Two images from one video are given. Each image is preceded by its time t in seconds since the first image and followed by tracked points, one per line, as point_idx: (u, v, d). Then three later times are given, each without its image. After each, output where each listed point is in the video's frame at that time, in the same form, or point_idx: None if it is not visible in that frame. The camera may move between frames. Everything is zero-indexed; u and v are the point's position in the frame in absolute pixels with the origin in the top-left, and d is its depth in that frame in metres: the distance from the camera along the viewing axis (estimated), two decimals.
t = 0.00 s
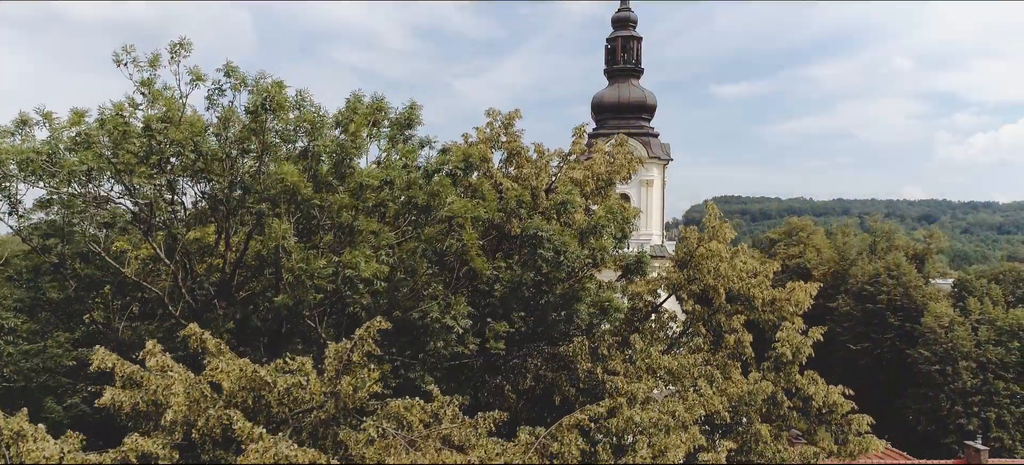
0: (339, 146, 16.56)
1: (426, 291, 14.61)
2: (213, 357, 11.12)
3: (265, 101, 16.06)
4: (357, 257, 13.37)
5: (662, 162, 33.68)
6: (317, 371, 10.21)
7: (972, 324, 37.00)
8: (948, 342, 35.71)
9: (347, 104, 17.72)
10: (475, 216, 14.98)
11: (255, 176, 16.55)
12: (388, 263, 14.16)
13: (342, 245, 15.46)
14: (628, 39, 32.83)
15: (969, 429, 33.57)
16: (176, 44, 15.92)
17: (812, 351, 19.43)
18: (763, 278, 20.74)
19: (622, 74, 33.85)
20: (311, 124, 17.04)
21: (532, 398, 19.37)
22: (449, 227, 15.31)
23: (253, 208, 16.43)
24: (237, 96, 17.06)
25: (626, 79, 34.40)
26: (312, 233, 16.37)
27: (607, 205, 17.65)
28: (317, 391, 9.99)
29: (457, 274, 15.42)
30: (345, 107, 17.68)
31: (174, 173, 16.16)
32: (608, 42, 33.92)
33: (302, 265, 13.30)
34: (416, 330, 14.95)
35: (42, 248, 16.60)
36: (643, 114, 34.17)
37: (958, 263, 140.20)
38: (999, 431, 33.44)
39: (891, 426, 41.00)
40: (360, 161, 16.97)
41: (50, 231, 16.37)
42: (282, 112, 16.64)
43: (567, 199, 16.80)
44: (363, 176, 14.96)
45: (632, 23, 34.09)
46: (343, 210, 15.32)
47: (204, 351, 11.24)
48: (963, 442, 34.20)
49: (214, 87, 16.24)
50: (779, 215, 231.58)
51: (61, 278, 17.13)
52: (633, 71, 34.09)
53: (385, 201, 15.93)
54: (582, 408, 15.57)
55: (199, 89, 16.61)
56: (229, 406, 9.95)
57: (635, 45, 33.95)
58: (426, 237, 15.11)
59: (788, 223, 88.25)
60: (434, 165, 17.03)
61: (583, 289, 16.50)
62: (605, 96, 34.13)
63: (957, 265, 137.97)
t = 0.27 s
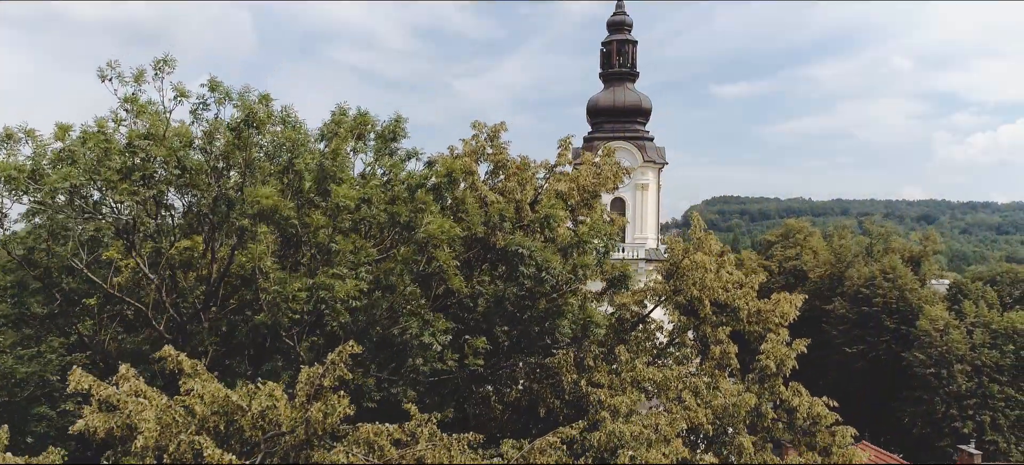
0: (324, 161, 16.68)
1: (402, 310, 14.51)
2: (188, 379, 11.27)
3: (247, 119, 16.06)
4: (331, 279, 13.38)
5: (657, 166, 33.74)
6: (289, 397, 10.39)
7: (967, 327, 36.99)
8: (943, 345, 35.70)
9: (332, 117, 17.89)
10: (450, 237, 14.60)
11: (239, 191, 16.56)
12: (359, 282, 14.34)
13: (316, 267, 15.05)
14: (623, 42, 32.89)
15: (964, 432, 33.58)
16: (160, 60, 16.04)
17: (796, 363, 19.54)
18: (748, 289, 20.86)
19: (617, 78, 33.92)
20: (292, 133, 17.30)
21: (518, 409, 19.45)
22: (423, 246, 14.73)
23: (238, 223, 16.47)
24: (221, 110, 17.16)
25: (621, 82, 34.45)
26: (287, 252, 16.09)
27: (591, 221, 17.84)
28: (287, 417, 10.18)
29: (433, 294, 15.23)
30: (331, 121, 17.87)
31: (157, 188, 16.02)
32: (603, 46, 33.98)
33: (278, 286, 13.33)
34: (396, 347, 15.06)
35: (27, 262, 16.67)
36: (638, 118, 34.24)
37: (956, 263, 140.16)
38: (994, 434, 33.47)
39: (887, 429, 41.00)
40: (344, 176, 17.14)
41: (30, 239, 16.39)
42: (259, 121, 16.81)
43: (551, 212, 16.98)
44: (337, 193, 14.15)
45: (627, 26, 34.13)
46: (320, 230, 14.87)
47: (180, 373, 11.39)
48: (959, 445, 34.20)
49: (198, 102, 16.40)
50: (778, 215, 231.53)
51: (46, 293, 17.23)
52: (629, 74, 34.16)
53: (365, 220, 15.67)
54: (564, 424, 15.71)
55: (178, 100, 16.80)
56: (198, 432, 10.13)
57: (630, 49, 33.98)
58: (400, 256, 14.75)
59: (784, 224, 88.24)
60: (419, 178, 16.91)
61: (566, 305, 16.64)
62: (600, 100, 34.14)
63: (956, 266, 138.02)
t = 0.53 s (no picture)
0: (308, 177, 16.73)
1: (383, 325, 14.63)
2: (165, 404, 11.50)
3: (229, 137, 16.02)
4: (307, 303, 13.14)
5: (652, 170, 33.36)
6: (260, 424, 10.62)
7: (963, 330, 36.71)
8: (938, 348, 35.52)
9: (317, 132, 17.95)
10: (429, 257, 14.14)
11: (223, 208, 16.52)
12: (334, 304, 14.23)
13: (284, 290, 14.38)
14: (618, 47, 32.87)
15: (960, 435, 33.40)
16: (145, 78, 16.10)
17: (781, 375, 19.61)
18: (735, 301, 20.92)
19: (613, 82, 33.90)
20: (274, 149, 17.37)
21: (503, 422, 19.51)
22: (401, 266, 14.34)
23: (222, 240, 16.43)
24: (205, 126, 17.15)
25: (616, 87, 34.44)
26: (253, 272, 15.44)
27: (573, 237, 17.93)
28: (259, 445, 10.42)
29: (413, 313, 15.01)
30: (315, 135, 17.93)
31: (142, 205, 15.81)
32: (599, 49, 33.98)
33: (252, 311, 13.06)
34: (376, 366, 15.13)
35: (13, 276, 16.79)
36: (634, 122, 34.18)
37: (956, 264, 140.02)
38: (990, 437, 33.12)
39: (884, 432, 40.83)
40: (328, 192, 17.25)
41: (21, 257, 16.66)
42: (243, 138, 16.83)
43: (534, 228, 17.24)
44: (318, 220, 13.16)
45: (623, 31, 34.11)
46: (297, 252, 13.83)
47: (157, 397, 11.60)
48: (955, 448, 33.99)
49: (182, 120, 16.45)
50: (778, 215, 231.54)
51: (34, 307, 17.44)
52: (625, 79, 34.13)
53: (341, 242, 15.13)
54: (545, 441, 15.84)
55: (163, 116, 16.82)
56: (170, 460, 10.44)
57: (626, 53, 33.95)
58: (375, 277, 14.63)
59: (782, 226, 88.28)
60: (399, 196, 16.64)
61: (548, 321, 16.74)
62: (595, 104, 34.07)
63: (955, 266, 137.92)
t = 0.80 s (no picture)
0: (291, 196, 16.78)
1: (364, 349, 14.40)
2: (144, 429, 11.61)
3: (213, 156, 16.09)
4: (283, 328, 13.15)
5: (647, 174, 33.22)
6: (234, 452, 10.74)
7: (958, 334, 36.41)
8: (934, 352, 35.42)
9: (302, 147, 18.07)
10: (407, 280, 14.18)
11: (208, 225, 16.61)
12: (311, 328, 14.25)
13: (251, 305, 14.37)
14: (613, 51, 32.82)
15: (955, 439, 33.30)
16: (129, 96, 16.17)
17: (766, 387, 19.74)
18: (721, 314, 20.99)
19: (608, 87, 33.86)
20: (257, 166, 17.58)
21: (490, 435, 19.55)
22: (378, 289, 14.30)
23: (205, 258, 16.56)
24: (190, 143, 17.20)
25: (612, 91, 34.40)
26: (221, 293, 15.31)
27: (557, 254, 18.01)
28: None
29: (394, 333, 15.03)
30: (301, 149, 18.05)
31: (126, 224, 15.86)
32: (594, 54, 33.94)
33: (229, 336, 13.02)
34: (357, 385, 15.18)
35: None
36: (629, 126, 34.10)
37: (955, 264, 140.02)
38: (984, 441, 33.03)
39: (880, 436, 40.58)
40: (314, 209, 17.39)
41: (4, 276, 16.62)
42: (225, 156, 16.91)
43: (519, 245, 17.39)
44: (295, 241, 13.15)
45: (618, 36, 34.09)
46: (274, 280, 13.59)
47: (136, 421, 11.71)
48: (950, 451, 33.85)
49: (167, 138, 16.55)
50: (777, 215, 231.54)
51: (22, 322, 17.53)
52: (620, 83, 34.10)
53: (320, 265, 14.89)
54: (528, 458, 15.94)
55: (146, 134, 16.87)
56: None
57: (621, 57, 33.91)
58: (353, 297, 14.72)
59: (778, 229, 88.45)
60: (382, 213, 16.77)
61: (531, 338, 16.83)
62: (590, 108, 33.95)
63: (954, 266, 137.92)
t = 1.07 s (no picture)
0: (275, 217, 16.98)
1: (345, 373, 14.61)
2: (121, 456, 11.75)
3: (195, 176, 16.15)
4: (262, 353, 13.20)
5: (643, 179, 32.43)
6: None
7: (953, 338, 35.87)
8: (929, 356, 34.93)
9: (288, 164, 18.21)
10: (386, 305, 14.24)
11: (192, 243, 16.67)
12: (292, 349, 14.33)
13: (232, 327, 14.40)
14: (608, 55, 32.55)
15: (950, 443, 32.99)
16: (112, 117, 16.32)
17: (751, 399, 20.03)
18: (707, 327, 21.14)
19: (604, 91, 33.57)
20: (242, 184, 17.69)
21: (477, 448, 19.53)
22: (359, 314, 14.39)
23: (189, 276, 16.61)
24: (175, 161, 17.33)
25: (609, 96, 34.07)
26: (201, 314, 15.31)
27: (539, 271, 18.10)
28: None
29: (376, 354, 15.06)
30: (286, 167, 18.19)
31: (108, 244, 15.91)
32: (590, 58, 33.70)
33: (207, 362, 12.99)
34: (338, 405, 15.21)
35: None
36: (625, 131, 33.59)
37: (954, 264, 139.61)
38: (979, 445, 32.65)
39: (876, 439, 41.13)
40: (300, 227, 17.55)
41: None
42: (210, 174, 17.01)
43: (503, 262, 17.58)
44: (275, 266, 13.27)
45: (613, 40, 33.83)
46: (254, 304, 13.67)
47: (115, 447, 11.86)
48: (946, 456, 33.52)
49: (151, 158, 16.69)
50: (777, 215, 231.33)
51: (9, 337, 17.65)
52: (616, 88, 33.78)
53: (303, 286, 15.01)
54: None
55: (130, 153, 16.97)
56: None
57: (617, 62, 33.63)
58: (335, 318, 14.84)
59: (776, 231, 88.49)
60: (363, 232, 16.88)
61: (513, 356, 16.93)
62: (586, 112, 33.58)
63: (953, 266, 137.56)
